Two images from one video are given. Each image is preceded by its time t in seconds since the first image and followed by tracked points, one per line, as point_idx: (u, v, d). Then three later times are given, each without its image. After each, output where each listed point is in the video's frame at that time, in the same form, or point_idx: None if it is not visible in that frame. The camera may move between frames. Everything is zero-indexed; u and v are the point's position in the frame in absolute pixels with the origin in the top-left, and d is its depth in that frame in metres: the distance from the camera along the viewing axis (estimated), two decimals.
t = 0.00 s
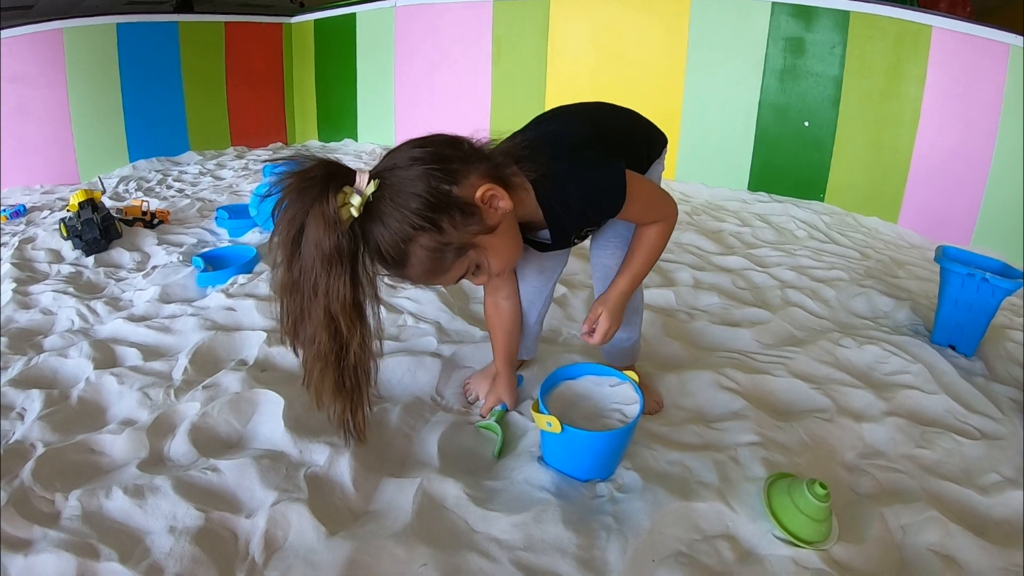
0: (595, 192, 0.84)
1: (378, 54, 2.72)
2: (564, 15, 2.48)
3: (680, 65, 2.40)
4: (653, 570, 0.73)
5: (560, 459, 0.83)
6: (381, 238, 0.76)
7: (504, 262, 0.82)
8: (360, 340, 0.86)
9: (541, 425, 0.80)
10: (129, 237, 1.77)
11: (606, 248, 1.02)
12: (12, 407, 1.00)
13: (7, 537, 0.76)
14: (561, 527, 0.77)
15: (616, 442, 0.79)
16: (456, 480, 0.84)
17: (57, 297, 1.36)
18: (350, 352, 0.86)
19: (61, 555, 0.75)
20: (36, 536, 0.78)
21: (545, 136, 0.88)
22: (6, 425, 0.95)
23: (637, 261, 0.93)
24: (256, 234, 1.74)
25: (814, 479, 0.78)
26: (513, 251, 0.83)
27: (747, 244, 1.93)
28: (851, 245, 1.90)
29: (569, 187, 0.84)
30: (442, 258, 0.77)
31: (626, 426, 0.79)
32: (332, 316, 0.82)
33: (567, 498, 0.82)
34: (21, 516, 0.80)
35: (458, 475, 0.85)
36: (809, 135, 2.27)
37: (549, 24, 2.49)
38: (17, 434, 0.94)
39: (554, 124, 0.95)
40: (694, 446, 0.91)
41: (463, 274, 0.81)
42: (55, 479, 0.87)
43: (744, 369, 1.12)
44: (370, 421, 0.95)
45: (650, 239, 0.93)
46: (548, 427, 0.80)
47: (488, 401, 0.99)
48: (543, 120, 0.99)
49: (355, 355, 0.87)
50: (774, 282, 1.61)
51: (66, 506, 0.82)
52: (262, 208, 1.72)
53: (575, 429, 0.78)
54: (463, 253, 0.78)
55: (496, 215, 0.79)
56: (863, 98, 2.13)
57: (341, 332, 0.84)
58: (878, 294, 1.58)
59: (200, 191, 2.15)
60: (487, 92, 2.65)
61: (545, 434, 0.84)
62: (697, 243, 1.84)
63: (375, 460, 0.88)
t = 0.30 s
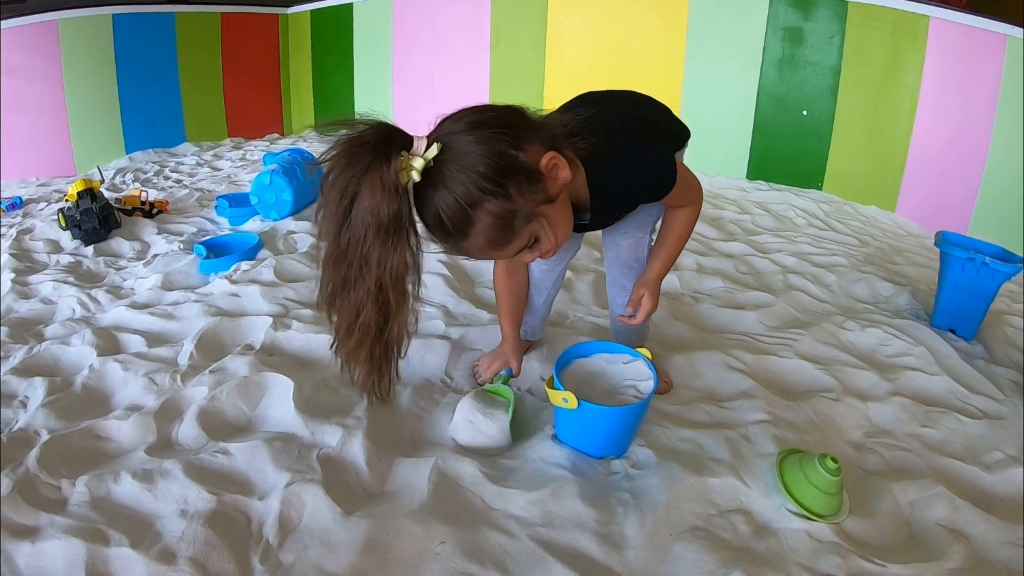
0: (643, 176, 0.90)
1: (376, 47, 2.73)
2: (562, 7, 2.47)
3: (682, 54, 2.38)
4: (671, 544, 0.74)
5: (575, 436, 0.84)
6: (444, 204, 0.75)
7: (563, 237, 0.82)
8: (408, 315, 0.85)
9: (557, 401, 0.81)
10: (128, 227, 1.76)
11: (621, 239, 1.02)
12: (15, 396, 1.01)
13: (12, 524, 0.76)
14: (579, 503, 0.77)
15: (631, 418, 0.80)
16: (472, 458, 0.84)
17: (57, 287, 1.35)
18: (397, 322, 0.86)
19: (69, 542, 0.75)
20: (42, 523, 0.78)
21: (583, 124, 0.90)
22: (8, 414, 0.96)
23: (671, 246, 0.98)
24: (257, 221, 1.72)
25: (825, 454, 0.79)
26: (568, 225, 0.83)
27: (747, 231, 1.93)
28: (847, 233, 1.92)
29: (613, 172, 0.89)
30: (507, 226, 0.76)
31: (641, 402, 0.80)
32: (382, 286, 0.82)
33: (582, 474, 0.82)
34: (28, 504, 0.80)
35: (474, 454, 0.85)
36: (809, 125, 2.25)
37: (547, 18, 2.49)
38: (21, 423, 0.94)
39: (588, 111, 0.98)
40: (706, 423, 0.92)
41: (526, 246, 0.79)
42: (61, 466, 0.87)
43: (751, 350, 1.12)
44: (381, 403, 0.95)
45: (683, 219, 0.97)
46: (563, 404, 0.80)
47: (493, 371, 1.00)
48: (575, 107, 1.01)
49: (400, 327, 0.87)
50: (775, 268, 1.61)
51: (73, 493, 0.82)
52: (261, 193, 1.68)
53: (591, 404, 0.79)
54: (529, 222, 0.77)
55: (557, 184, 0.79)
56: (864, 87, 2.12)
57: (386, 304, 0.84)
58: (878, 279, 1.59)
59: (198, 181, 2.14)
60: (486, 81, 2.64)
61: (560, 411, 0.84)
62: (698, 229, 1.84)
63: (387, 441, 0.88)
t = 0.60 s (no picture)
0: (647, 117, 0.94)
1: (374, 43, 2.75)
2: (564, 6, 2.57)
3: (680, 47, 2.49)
4: (654, 554, 0.74)
5: (560, 446, 0.84)
6: (469, 72, 0.74)
7: (581, 134, 0.82)
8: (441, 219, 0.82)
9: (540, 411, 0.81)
10: (122, 228, 1.76)
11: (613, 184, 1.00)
12: (7, 403, 0.99)
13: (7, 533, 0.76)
14: (562, 512, 0.77)
15: (616, 427, 0.80)
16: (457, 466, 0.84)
17: (49, 291, 1.35)
18: (439, 221, 0.82)
19: (60, 551, 0.75)
20: (34, 531, 0.77)
21: (594, 55, 0.93)
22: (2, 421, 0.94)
23: (666, 196, 1.00)
24: (250, 224, 1.72)
25: (812, 464, 0.78)
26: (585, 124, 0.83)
27: (742, 231, 1.93)
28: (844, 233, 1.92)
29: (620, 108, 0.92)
30: (531, 104, 0.76)
31: (625, 412, 0.80)
32: (414, 174, 0.76)
33: (568, 482, 0.82)
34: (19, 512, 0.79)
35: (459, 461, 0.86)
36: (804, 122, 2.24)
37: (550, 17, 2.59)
38: (13, 430, 0.93)
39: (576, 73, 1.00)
40: (693, 431, 0.92)
41: (540, 140, 0.79)
42: (53, 474, 0.86)
43: (741, 354, 1.12)
44: (369, 409, 0.95)
45: (673, 173, 0.99)
46: (547, 414, 0.80)
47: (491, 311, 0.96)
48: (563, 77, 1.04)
49: (430, 231, 0.83)
50: (769, 269, 1.61)
51: (65, 500, 0.82)
52: (253, 196, 1.67)
53: (574, 415, 0.79)
54: (552, 107, 0.78)
55: (575, 78, 0.81)
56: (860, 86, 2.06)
57: (432, 196, 0.79)
58: (874, 280, 1.58)
59: (193, 183, 2.16)
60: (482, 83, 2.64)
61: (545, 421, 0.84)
62: (692, 230, 1.84)
63: (374, 448, 0.88)
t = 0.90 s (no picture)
0: (601, 35, 0.96)
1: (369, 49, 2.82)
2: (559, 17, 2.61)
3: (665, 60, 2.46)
4: (602, 571, 0.77)
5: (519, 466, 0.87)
6: None
7: (532, 16, 0.80)
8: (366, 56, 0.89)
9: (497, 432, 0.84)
10: (117, 242, 1.78)
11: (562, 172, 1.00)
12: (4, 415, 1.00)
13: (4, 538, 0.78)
14: (514, 530, 0.80)
15: (570, 450, 0.83)
16: (419, 483, 0.87)
17: (46, 304, 1.40)
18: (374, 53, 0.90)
19: (52, 557, 0.77)
20: (28, 538, 0.80)
21: None
22: None
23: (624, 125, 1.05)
24: (241, 238, 1.75)
25: (765, 486, 0.81)
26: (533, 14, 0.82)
27: (726, 244, 1.96)
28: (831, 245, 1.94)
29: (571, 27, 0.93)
30: None
31: (580, 433, 0.83)
32: None
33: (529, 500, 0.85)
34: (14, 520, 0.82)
35: (424, 479, 0.89)
36: (794, 133, 2.31)
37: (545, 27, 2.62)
38: (9, 441, 0.95)
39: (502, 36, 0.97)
40: (654, 451, 0.95)
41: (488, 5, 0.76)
42: (46, 484, 0.88)
43: (710, 373, 1.15)
44: (342, 425, 0.98)
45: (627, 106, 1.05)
46: (503, 435, 0.83)
47: (479, 297, 0.87)
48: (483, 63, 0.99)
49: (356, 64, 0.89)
50: (750, 283, 1.64)
51: (56, 509, 0.84)
52: (244, 211, 1.71)
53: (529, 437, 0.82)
54: None
55: None
56: (850, 94, 2.16)
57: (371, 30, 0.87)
58: (855, 294, 1.61)
59: (189, 195, 2.18)
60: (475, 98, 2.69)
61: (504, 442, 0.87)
62: (676, 243, 1.87)
63: (346, 465, 0.91)
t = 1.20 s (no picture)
0: (540, 45, 1.04)
1: (360, 56, 2.90)
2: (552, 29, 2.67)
3: (655, 72, 2.54)
4: None
5: (494, 481, 0.93)
6: None
7: (479, 14, 0.88)
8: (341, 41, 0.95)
9: (474, 451, 0.91)
10: (118, 259, 1.84)
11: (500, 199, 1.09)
12: (16, 431, 1.04)
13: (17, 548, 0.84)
14: (488, 540, 0.86)
15: (541, 466, 0.89)
16: (404, 496, 0.93)
17: (51, 321, 1.41)
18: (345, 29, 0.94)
19: (66, 565, 0.82)
20: (42, 548, 0.85)
21: None
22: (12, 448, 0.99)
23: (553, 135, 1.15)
24: (239, 256, 1.81)
25: (725, 502, 0.86)
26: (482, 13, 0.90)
27: (711, 257, 2.01)
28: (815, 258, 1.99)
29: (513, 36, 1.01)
30: None
31: (550, 452, 0.89)
32: None
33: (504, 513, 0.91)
34: (28, 531, 0.87)
35: (408, 492, 0.95)
36: (781, 143, 2.36)
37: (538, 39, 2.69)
38: (22, 456, 0.99)
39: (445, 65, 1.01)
40: (625, 467, 1.01)
41: None
42: (57, 497, 0.94)
43: (684, 390, 1.21)
44: (333, 441, 1.03)
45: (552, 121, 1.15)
46: (478, 454, 0.90)
47: (447, 312, 0.92)
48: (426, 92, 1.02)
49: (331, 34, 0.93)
50: (731, 298, 1.69)
51: (68, 521, 0.89)
52: (241, 230, 1.77)
53: (500, 455, 0.89)
54: None
55: None
56: (836, 104, 2.21)
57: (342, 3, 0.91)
58: (836, 308, 1.63)
59: (188, 211, 2.23)
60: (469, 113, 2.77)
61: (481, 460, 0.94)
62: (661, 258, 1.92)
63: (336, 479, 0.97)
